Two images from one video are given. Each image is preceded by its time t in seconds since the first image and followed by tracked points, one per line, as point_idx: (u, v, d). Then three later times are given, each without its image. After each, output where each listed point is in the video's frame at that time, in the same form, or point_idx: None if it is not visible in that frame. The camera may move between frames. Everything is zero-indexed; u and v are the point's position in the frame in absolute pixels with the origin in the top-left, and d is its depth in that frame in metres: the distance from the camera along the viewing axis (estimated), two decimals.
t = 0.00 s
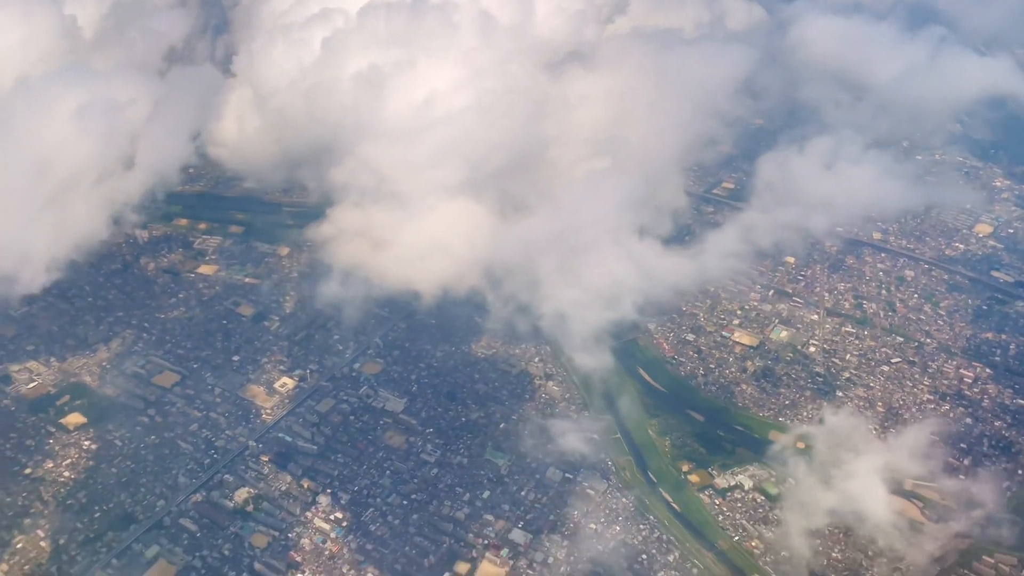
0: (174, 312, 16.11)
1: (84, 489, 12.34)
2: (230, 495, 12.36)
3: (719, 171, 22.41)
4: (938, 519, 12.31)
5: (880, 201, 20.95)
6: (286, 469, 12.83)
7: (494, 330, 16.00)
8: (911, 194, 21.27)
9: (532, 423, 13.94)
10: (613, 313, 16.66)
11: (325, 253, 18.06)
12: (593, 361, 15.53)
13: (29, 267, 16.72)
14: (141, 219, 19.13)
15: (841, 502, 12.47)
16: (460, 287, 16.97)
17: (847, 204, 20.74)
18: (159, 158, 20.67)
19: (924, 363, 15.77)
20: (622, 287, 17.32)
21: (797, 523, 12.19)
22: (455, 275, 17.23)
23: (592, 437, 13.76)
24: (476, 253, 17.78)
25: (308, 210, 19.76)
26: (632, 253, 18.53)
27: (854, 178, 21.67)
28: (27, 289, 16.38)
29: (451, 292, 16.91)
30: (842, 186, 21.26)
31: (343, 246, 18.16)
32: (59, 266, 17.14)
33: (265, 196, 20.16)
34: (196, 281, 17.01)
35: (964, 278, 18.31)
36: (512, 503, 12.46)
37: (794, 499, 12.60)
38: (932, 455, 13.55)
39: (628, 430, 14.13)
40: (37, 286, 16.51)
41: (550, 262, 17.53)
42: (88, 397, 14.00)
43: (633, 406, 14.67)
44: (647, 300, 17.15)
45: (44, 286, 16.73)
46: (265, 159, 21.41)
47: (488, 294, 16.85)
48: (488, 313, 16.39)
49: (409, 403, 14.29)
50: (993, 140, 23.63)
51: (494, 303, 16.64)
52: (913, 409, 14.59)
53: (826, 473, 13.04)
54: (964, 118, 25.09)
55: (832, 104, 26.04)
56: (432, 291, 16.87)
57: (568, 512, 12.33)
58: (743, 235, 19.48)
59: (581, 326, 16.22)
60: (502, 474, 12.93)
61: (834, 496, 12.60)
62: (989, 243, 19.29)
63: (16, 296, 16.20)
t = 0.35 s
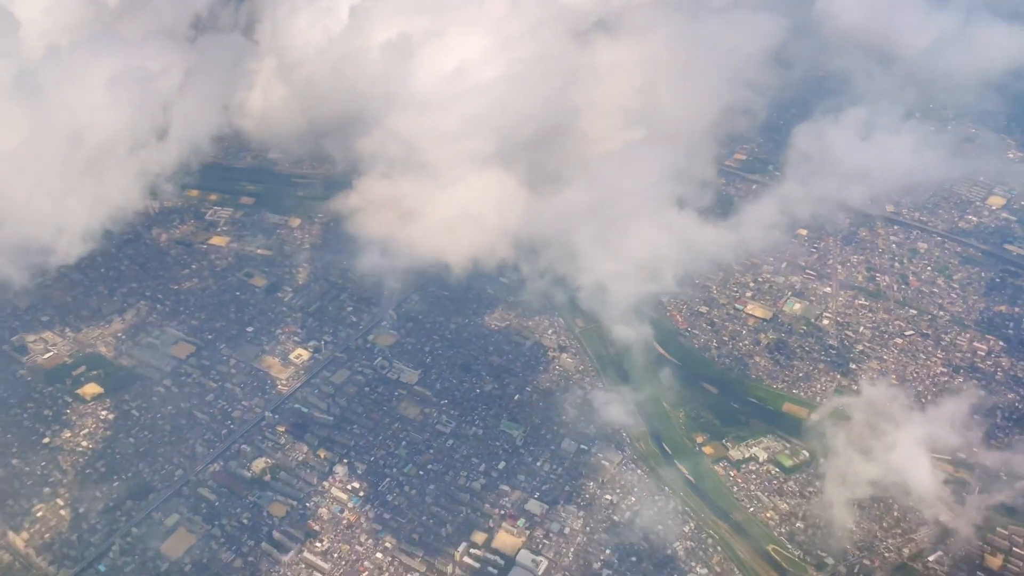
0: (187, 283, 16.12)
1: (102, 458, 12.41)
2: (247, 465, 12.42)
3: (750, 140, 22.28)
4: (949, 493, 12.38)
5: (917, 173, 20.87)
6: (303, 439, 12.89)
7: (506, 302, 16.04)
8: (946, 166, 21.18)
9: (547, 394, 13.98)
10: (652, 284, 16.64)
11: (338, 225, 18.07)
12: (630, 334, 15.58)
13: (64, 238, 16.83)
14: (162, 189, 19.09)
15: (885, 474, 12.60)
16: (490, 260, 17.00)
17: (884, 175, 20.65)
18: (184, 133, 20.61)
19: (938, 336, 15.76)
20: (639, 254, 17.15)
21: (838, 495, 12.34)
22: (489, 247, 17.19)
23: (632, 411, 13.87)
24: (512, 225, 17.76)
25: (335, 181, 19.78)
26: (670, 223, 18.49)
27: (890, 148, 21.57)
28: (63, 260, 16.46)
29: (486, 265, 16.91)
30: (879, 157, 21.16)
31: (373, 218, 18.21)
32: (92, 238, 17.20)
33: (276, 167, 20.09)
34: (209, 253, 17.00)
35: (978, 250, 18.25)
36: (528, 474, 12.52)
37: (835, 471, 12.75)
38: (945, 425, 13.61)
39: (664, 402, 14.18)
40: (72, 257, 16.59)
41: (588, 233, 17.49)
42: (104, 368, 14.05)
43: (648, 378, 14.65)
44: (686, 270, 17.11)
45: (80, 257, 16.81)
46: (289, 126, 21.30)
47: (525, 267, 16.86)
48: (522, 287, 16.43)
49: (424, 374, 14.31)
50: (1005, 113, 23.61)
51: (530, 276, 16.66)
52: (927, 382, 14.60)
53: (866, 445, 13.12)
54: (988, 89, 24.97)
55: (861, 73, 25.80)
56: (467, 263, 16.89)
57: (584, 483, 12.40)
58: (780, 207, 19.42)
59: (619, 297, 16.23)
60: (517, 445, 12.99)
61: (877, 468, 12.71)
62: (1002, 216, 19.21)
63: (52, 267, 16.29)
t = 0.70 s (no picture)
0: (197, 265, 16.12)
1: (115, 439, 12.43)
2: (261, 446, 12.46)
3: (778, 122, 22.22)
4: (960, 476, 12.39)
5: (949, 155, 20.79)
6: (315, 420, 12.92)
7: (516, 284, 16.06)
8: (979, 148, 21.08)
9: (558, 377, 14.00)
10: (689, 266, 16.67)
11: (347, 207, 18.06)
12: (666, 314, 15.58)
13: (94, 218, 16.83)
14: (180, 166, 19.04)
15: (921, 457, 12.65)
16: (518, 242, 17.02)
17: (917, 157, 20.59)
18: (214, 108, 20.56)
19: (948, 319, 15.76)
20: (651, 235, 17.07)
21: (874, 477, 12.45)
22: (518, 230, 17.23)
23: (670, 392, 13.94)
24: (543, 207, 17.79)
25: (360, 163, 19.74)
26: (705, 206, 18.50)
27: (923, 130, 21.49)
28: (93, 240, 16.45)
29: (516, 248, 16.98)
30: (912, 140, 21.11)
31: (397, 200, 18.15)
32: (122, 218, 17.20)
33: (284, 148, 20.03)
34: (217, 234, 16.98)
35: (987, 233, 18.21)
36: (540, 456, 12.55)
37: (870, 451, 12.89)
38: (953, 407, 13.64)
39: (702, 381, 14.19)
40: (102, 236, 16.56)
41: (624, 214, 17.52)
42: (115, 348, 14.06)
43: (659, 358, 14.62)
44: (722, 254, 17.14)
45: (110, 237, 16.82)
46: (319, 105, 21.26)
47: (560, 249, 16.92)
48: (553, 269, 16.47)
49: (434, 356, 14.33)
50: (1016, 94, 23.44)
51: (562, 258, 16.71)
52: (938, 365, 14.60)
53: (881, 429, 13.24)
54: (1006, 69, 24.73)
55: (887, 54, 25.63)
56: (497, 245, 16.94)
57: (595, 465, 12.44)
58: (815, 190, 19.40)
59: (654, 279, 16.28)
60: (528, 428, 13.02)
61: (912, 451, 12.78)
62: (1011, 199, 19.16)
63: (81, 247, 16.29)
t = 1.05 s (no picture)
0: (205, 250, 16.09)
1: (127, 423, 12.43)
2: (272, 431, 12.47)
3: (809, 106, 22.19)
4: (965, 463, 12.48)
5: (980, 142, 20.77)
6: (326, 405, 12.94)
7: (524, 270, 16.04)
8: (1010, 135, 21.04)
9: (568, 363, 14.01)
10: (724, 253, 16.73)
11: (354, 192, 18.03)
12: (701, 300, 15.62)
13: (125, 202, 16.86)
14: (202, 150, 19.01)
15: (928, 448, 12.72)
16: (543, 227, 17.05)
17: (948, 145, 20.60)
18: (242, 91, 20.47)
19: (956, 308, 15.78)
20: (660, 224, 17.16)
21: (897, 466, 12.50)
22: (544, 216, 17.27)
23: (707, 378, 14.03)
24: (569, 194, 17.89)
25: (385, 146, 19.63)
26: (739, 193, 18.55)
27: (953, 118, 21.47)
28: (123, 224, 16.50)
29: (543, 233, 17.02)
30: (943, 128, 21.11)
31: (420, 182, 18.29)
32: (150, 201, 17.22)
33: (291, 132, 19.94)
34: (224, 219, 16.95)
35: (994, 222, 18.21)
36: (551, 442, 12.58)
37: (887, 441, 12.93)
38: (961, 395, 13.68)
39: (737, 368, 14.26)
40: (132, 220, 16.62)
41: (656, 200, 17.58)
42: (125, 333, 14.05)
43: (668, 346, 14.64)
44: (757, 240, 17.17)
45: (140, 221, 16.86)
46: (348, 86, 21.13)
47: (589, 235, 17.00)
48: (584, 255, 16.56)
49: (444, 342, 14.33)
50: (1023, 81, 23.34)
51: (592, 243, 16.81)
52: (944, 353, 14.64)
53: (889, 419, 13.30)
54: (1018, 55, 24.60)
55: (895, 41, 25.54)
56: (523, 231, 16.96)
57: (606, 451, 12.47)
58: (848, 176, 19.43)
59: (689, 266, 16.33)
60: (539, 414, 13.04)
61: (918, 442, 12.84)
62: (1018, 188, 19.15)
63: (111, 231, 16.32)
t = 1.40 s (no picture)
0: (211, 239, 16.09)
1: (136, 412, 12.42)
2: (281, 421, 12.49)
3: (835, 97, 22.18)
4: (971, 456, 12.55)
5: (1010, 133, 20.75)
6: (335, 395, 12.95)
7: (531, 261, 16.06)
8: None
9: (576, 355, 14.02)
10: (756, 245, 16.79)
11: (360, 182, 18.03)
12: (734, 292, 15.65)
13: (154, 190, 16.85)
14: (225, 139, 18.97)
15: (929, 444, 12.79)
16: (565, 220, 17.05)
17: (976, 137, 20.62)
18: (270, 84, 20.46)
19: (961, 300, 15.81)
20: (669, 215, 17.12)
21: (900, 459, 12.55)
22: (567, 207, 17.24)
23: (741, 369, 14.08)
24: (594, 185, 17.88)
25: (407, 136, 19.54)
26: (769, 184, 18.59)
27: (981, 110, 21.45)
28: (152, 212, 16.48)
29: (566, 225, 17.02)
30: (972, 120, 21.11)
31: (443, 173, 18.25)
32: (178, 191, 17.24)
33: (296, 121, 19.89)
34: (231, 208, 16.93)
35: (999, 215, 18.22)
36: (560, 432, 12.60)
37: (891, 433, 12.98)
38: (966, 389, 13.69)
39: (768, 359, 14.31)
40: (161, 209, 16.58)
41: (686, 190, 17.58)
42: (133, 323, 14.03)
43: (674, 338, 14.66)
44: (789, 232, 17.23)
45: (168, 210, 16.86)
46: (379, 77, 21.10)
47: (617, 226, 17.03)
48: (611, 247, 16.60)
49: (452, 333, 14.35)
50: None
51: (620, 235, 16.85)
52: (950, 345, 14.67)
53: (892, 412, 13.35)
54: None
55: (901, 33, 25.53)
56: (545, 225, 16.94)
57: (615, 441, 12.50)
58: (878, 168, 19.49)
59: (722, 257, 16.36)
60: (547, 405, 13.06)
61: (921, 437, 12.91)
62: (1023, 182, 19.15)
63: (139, 221, 16.33)
